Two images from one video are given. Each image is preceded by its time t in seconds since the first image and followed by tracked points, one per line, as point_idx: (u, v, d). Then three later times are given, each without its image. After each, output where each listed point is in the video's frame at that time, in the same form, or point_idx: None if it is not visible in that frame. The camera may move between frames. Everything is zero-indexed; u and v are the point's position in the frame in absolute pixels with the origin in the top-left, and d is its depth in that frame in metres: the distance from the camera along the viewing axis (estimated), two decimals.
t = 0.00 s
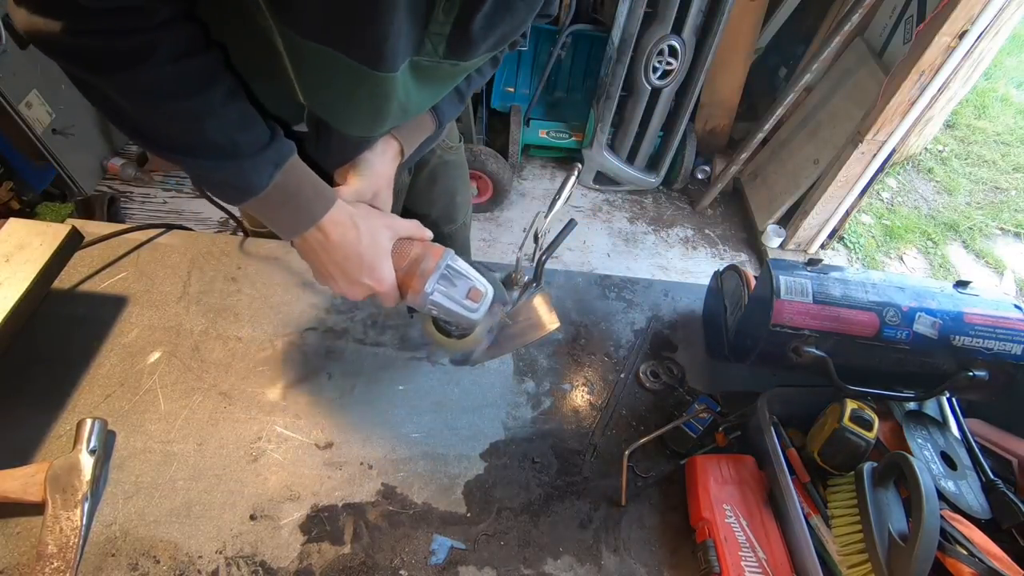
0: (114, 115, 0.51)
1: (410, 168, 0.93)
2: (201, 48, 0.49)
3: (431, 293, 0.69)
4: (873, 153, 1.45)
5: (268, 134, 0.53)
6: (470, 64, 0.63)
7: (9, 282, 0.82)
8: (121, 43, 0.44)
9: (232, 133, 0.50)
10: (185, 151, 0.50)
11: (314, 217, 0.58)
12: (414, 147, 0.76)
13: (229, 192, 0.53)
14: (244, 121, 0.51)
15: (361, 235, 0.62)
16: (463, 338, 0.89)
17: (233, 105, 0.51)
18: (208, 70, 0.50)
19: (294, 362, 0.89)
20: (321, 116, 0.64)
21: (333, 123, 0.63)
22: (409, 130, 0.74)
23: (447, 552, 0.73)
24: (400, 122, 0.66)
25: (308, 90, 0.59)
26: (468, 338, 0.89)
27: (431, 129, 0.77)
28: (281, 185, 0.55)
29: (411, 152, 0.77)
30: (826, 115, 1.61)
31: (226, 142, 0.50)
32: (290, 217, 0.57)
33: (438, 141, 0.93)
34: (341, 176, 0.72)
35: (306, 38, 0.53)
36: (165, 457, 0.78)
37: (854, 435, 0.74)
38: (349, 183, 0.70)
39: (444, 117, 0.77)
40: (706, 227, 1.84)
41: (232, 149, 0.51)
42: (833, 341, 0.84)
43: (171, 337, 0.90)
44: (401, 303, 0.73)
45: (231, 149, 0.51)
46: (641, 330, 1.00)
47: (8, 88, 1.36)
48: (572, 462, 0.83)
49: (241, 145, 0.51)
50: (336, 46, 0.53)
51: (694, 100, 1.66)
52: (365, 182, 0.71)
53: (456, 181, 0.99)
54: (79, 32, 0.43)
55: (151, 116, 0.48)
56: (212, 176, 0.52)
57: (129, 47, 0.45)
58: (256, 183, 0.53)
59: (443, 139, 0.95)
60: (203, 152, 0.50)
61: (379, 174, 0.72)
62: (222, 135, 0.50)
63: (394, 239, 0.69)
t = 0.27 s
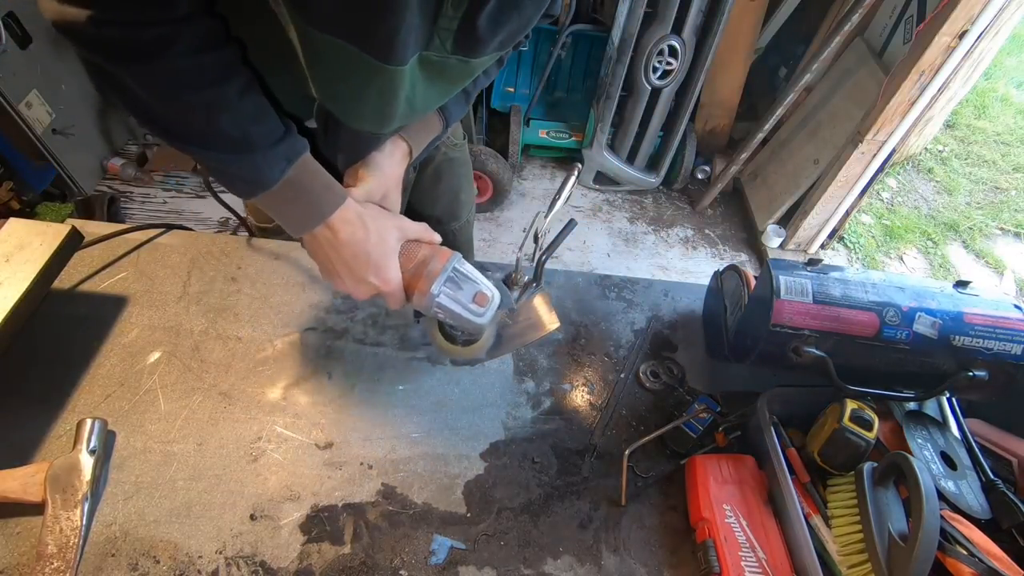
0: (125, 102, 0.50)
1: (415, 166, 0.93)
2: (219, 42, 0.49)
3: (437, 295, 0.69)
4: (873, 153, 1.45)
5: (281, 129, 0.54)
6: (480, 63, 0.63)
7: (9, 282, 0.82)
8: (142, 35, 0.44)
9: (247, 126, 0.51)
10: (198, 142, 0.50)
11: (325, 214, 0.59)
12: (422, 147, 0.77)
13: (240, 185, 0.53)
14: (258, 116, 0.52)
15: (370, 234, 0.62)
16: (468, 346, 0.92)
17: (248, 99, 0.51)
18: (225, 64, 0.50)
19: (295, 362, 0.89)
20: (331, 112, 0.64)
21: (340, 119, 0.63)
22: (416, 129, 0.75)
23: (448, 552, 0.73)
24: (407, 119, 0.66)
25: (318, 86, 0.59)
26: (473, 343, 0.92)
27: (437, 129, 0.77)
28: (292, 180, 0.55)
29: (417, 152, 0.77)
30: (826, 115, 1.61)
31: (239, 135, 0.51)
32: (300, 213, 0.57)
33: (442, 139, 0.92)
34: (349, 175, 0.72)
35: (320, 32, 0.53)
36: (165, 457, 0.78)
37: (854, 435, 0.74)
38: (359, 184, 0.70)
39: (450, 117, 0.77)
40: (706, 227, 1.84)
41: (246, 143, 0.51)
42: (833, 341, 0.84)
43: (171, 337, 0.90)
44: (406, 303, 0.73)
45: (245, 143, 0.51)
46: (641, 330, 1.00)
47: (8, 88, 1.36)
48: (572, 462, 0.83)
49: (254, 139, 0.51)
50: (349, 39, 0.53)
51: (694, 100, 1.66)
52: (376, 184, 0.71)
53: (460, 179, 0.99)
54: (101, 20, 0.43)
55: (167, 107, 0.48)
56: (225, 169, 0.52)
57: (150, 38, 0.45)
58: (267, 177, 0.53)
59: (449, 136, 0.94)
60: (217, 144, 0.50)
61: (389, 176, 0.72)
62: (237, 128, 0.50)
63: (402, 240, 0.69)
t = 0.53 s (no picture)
0: (124, 95, 0.51)
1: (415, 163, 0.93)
2: (214, 33, 0.49)
3: (437, 279, 0.70)
4: (873, 153, 1.45)
5: (277, 121, 0.53)
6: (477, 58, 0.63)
7: (8, 282, 0.82)
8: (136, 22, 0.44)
9: (243, 118, 0.50)
10: (195, 135, 0.50)
11: (321, 204, 0.59)
12: (414, 138, 0.76)
13: (237, 176, 0.53)
14: (254, 107, 0.51)
15: (368, 222, 0.62)
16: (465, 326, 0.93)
17: (243, 89, 0.51)
18: (220, 55, 0.49)
19: (295, 362, 0.89)
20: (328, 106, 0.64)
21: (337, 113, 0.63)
22: (410, 119, 0.74)
23: (447, 551, 0.73)
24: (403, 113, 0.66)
25: (314, 80, 0.59)
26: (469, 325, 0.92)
27: (431, 120, 0.77)
28: (289, 170, 0.55)
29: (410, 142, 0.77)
30: (826, 115, 1.61)
31: (235, 126, 0.50)
32: (297, 203, 0.57)
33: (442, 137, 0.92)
34: (341, 163, 0.71)
35: (318, 26, 0.53)
36: (165, 457, 0.78)
37: (854, 435, 0.74)
38: (351, 170, 0.70)
39: (446, 110, 0.77)
40: (706, 227, 1.84)
41: (242, 134, 0.51)
42: (833, 341, 0.84)
43: (171, 337, 0.90)
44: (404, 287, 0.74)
45: (241, 134, 0.51)
46: (641, 330, 1.00)
47: (8, 88, 1.36)
48: (572, 462, 0.83)
49: (251, 131, 0.51)
50: (347, 32, 0.53)
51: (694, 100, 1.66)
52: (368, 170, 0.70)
53: (459, 176, 0.99)
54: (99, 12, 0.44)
55: (162, 100, 0.48)
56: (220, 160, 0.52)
57: (144, 29, 0.45)
58: (264, 168, 0.53)
59: (449, 133, 0.94)
60: (213, 135, 0.50)
61: (381, 163, 0.72)
62: (232, 119, 0.50)
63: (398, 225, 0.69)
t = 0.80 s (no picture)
0: (128, 100, 0.50)
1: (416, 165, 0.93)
2: (223, 39, 0.49)
3: (447, 285, 0.70)
4: (873, 153, 1.45)
5: (285, 126, 0.53)
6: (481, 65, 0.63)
7: (8, 282, 0.82)
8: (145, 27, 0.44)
9: (252, 123, 0.50)
10: (203, 140, 0.50)
11: (331, 210, 0.58)
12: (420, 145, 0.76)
13: (246, 181, 0.53)
14: (264, 112, 0.52)
15: (378, 230, 0.62)
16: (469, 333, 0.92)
17: (252, 95, 0.51)
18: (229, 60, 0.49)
19: (295, 362, 0.89)
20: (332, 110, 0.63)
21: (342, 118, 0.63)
22: (416, 127, 0.74)
23: (448, 552, 0.73)
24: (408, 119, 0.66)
25: (320, 85, 0.59)
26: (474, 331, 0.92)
27: (437, 127, 0.77)
28: (298, 176, 0.55)
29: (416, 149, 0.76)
30: (826, 115, 1.61)
31: (244, 132, 0.50)
32: (307, 209, 0.57)
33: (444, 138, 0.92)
34: (347, 167, 0.71)
35: (326, 31, 0.53)
36: (165, 457, 0.78)
37: (854, 435, 0.74)
38: (358, 177, 0.70)
39: (451, 117, 0.77)
40: (706, 227, 1.84)
41: (251, 139, 0.51)
42: (833, 341, 0.84)
43: (171, 337, 0.90)
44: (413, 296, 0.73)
45: (250, 139, 0.51)
46: (641, 330, 1.00)
47: (9, 88, 1.36)
48: (572, 462, 0.83)
49: (260, 136, 0.51)
50: (352, 37, 0.53)
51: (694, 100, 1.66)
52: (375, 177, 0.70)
53: (460, 176, 0.99)
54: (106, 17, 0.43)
55: (170, 105, 0.48)
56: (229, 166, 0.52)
57: (152, 35, 0.44)
58: (273, 173, 0.53)
59: (451, 135, 0.95)
60: (222, 140, 0.50)
61: (387, 169, 0.72)
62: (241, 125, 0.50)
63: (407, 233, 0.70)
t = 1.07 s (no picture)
0: (130, 112, 0.50)
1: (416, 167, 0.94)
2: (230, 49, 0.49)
3: (463, 287, 0.71)
4: (873, 153, 1.45)
5: (297, 136, 0.53)
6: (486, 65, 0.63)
7: (8, 282, 0.82)
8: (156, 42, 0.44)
9: (265, 134, 0.50)
10: (215, 153, 0.50)
11: (348, 218, 0.58)
12: (423, 146, 0.77)
13: (261, 195, 0.53)
14: (275, 122, 0.51)
15: (393, 234, 0.62)
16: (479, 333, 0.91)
17: (263, 105, 0.51)
18: (237, 72, 0.50)
19: (295, 362, 0.89)
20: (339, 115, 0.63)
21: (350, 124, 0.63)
22: (420, 129, 0.75)
23: (448, 552, 0.73)
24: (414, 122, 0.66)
25: (326, 91, 0.59)
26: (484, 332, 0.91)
27: (439, 130, 0.78)
28: (313, 184, 0.55)
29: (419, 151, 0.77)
30: (826, 115, 1.61)
31: (257, 144, 0.50)
32: (323, 218, 0.57)
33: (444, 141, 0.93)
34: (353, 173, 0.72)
35: (331, 35, 0.53)
36: (165, 457, 0.78)
37: (854, 435, 0.74)
38: (367, 184, 0.70)
39: (453, 118, 0.77)
40: (706, 227, 1.84)
41: (264, 151, 0.51)
42: (833, 341, 0.84)
43: (171, 337, 0.90)
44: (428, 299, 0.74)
45: (263, 151, 0.50)
46: (641, 330, 1.00)
47: (8, 88, 1.36)
48: (572, 462, 0.83)
49: (273, 147, 0.51)
50: (354, 39, 0.53)
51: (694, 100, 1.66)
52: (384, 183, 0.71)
53: (460, 178, 0.99)
54: (114, 32, 0.43)
55: (181, 118, 0.47)
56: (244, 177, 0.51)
57: (163, 49, 0.44)
58: (288, 183, 0.53)
59: (451, 137, 0.95)
60: (236, 154, 0.50)
61: (394, 174, 0.73)
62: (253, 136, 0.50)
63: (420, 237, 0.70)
